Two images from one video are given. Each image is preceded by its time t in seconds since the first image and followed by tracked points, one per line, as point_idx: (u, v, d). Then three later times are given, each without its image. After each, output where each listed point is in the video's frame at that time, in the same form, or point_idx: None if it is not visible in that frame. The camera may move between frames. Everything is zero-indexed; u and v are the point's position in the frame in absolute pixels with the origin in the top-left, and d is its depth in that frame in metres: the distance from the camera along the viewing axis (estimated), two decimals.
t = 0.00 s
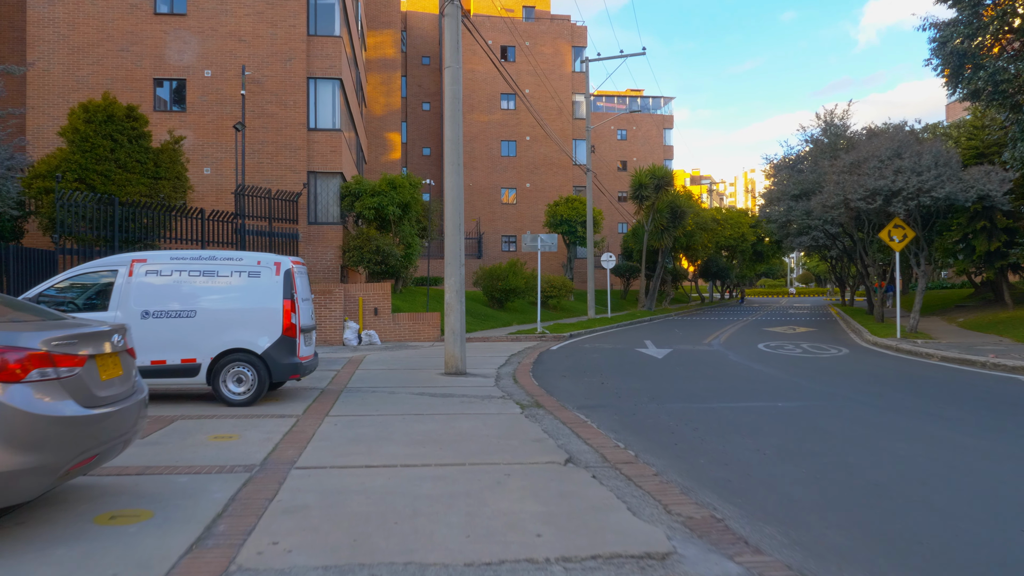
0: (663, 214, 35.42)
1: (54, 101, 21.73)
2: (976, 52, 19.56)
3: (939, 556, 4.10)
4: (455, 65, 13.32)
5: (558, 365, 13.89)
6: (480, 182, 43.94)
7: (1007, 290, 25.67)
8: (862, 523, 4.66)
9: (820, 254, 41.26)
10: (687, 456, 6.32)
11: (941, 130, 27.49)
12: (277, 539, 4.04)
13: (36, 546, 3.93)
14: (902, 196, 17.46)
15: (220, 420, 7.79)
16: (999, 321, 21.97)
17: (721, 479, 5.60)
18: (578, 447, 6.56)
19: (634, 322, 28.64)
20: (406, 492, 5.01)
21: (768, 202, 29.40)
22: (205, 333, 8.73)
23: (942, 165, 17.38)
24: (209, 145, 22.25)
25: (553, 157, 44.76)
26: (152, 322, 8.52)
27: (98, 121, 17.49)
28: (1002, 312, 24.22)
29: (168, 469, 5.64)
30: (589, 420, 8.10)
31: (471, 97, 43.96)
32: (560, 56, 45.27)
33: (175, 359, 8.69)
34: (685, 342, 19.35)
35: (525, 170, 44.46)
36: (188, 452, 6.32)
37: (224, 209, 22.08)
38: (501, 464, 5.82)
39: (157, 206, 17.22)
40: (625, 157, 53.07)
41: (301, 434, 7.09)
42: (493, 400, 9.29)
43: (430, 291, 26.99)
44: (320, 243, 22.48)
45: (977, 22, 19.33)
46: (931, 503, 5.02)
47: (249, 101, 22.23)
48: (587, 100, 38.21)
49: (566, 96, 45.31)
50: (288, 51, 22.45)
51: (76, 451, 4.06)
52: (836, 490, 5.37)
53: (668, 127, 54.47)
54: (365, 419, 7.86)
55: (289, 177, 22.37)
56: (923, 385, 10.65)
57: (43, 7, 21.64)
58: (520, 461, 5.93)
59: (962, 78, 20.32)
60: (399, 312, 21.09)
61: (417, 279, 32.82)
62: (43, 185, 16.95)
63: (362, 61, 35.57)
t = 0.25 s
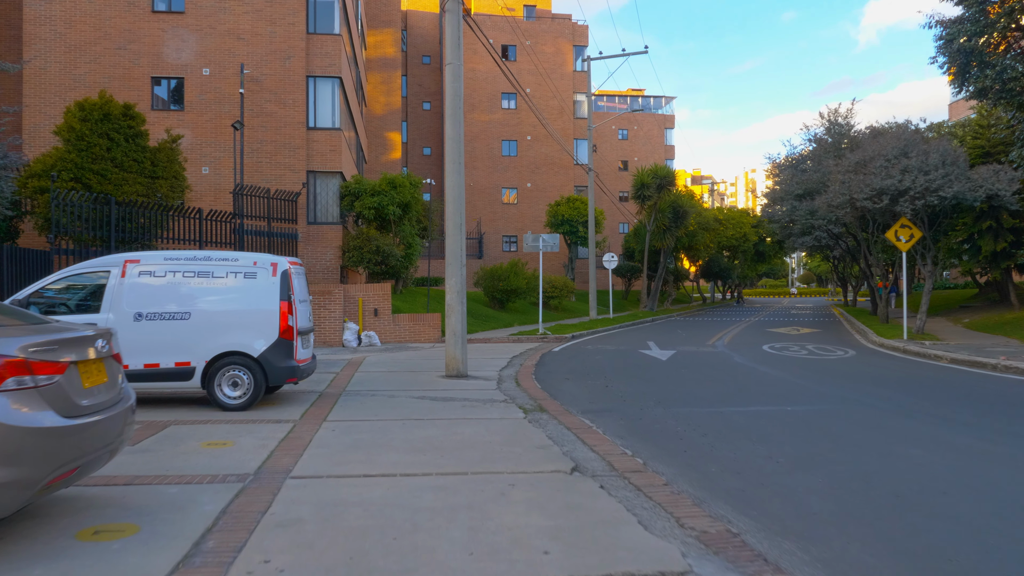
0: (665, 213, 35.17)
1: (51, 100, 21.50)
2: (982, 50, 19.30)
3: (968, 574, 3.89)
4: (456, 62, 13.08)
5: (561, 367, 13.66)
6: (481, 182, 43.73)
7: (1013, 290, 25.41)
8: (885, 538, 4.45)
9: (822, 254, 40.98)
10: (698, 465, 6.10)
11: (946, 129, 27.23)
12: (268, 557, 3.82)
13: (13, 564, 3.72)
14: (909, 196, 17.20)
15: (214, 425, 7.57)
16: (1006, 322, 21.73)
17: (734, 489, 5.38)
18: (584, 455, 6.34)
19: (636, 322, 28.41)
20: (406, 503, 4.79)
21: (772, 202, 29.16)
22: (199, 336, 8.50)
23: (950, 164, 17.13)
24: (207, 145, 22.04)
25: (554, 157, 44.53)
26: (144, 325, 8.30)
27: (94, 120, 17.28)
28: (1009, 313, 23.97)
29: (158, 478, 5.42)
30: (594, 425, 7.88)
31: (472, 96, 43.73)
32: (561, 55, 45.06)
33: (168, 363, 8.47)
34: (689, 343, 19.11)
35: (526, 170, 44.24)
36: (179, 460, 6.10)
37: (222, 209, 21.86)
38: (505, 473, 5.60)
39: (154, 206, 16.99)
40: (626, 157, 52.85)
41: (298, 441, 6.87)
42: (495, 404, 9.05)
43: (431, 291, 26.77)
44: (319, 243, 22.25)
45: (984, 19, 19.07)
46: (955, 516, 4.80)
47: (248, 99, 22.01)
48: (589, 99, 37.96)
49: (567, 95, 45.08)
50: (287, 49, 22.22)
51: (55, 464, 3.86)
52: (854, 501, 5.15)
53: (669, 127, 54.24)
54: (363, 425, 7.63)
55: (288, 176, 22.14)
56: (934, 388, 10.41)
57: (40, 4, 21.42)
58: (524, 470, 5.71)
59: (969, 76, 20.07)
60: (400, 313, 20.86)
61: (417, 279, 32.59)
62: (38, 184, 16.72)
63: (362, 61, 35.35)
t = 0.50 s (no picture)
0: (667, 213, 34.94)
1: (47, 98, 21.29)
2: (989, 47, 19.07)
3: None
4: (456, 59, 12.88)
5: (562, 369, 13.44)
6: (481, 181, 43.52)
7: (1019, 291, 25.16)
8: (907, 550, 4.23)
9: (825, 255, 40.79)
10: (707, 471, 5.90)
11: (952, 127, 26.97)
12: (258, 571, 3.62)
13: None
14: (915, 195, 16.98)
15: (207, 430, 7.36)
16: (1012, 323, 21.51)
17: (746, 499, 5.17)
18: (589, 461, 6.14)
19: (638, 323, 28.24)
20: (404, 513, 4.58)
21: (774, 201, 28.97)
22: (192, 337, 8.28)
23: (957, 163, 16.91)
24: (205, 143, 21.82)
25: (555, 156, 44.31)
26: (136, 325, 8.09)
27: (90, 118, 17.07)
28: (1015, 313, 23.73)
29: (147, 486, 5.21)
30: (598, 429, 7.66)
31: (472, 96, 43.52)
32: (561, 54, 44.86)
33: (161, 365, 8.25)
34: (692, 344, 18.88)
35: (526, 170, 44.01)
36: (169, 466, 5.89)
37: (220, 208, 21.64)
38: (508, 481, 5.39)
39: (150, 205, 16.75)
40: (627, 157, 52.66)
41: (292, 446, 6.65)
42: (496, 407, 8.83)
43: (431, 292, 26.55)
44: (318, 243, 22.02)
45: (991, 16, 18.85)
46: (980, 527, 4.58)
47: (246, 98, 21.79)
48: (590, 98, 37.74)
49: (568, 94, 44.87)
50: (286, 47, 22.01)
51: (30, 474, 3.67)
52: (873, 512, 4.94)
53: (670, 127, 54.05)
54: (361, 429, 7.40)
55: (286, 175, 21.93)
56: (946, 390, 10.18)
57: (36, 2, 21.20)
58: (527, 477, 5.49)
59: (976, 74, 19.84)
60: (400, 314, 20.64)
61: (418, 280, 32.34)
62: (33, 183, 16.50)
63: (362, 60, 35.14)
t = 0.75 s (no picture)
0: (668, 213, 34.70)
1: (42, 96, 21.04)
2: (996, 43, 18.83)
3: None
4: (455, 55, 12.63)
5: (564, 370, 13.19)
6: (481, 181, 43.28)
7: None
8: (931, 567, 4.00)
9: (827, 254, 40.57)
10: (715, 480, 5.67)
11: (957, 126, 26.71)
12: None
13: None
14: (922, 194, 16.76)
15: (197, 435, 7.12)
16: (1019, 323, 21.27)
17: (757, 511, 4.94)
18: (592, 469, 5.90)
19: (639, 323, 28.01)
20: (398, 527, 4.35)
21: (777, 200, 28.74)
22: (182, 339, 8.04)
23: (964, 162, 16.68)
24: (201, 142, 21.58)
25: (556, 155, 44.07)
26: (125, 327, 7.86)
27: (84, 116, 16.83)
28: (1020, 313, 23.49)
29: (130, 497, 4.98)
30: (601, 434, 7.41)
31: (472, 95, 43.27)
32: (562, 53, 44.62)
33: (150, 368, 8.01)
34: (694, 345, 18.63)
35: (527, 169, 43.77)
36: (154, 475, 5.65)
37: (217, 207, 21.40)
38: (508, 491, 5.16)
39: (146, 204, 16.50)
40: (628, 156, 52.42)
41: (284, 453, 6.41)
42: (496, 411, 8.58)
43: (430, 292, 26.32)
44: (316, 243, 21.77)
45: (998, 13, 18.61)
46: (1005, 542, 4.35)
47: (243, 96, 21.54)
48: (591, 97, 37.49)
49: (569, 93, 44.63)
50: (283, 44, 21.76)
51: None
52: (891, 525, 4.70)
53: (671, 126, 53.82)
54: (356, 434, 7.16)
55: (284, 174, 21.68)
56: (957, 393, 9.94)
57: None
58: (527, 486, 5.26)
59: (982, 71, 19.60)
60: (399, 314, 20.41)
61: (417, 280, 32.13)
62: (26, 181, 16.26)
63: (361, 58, 34.89)
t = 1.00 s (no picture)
0: (671, 212, 34.45)
1: (38, 94, 20.82)
2: (1004, 39, 18.57)
3: None
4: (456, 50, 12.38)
5: (566, 372, 12.95)
6: (482, 180, 43.06)
7: None
8: None
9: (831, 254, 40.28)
10: (726, 489, 5.43)
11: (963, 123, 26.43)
12: None
13: None
14: (930, 192, 16.51)
15: (189, 440, 6.89)
16: None
17: (772, 522, 4.70)
18: (598, 477, 5.66)
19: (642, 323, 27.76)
20: (394, 541, 4.11)
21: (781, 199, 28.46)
22: (174, 341, 7.81)
23: (973, 159, 16.42)
24: (199, 141, 21.36)
25: (557, 154, 43.82)
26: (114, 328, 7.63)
27: (79, 114, 16.60)
28: None
29: (113, 507, 4.75)
30: (606, 439, 7.16)
31: (473, 94, 43.04)
32: (564, 52, 44.38)
33: (141, 371, 7.78)
34: (698, 345, 18.38)
35: (529, 168, 43.52)
36: (140, 483, 5.42)
37: (215, 207, 21.17)
38: (510, 501, 4.92)
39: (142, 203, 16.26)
40: (630, 156, 52.17)
41: (277, 459, 6.17)
42: (497, 415, 8.34)
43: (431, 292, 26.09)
44: (316, 242, 21.54)
45: (1007, 8, 18.35)
46: None
47: (241, 94, 21.33)
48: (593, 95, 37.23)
49: (570, 92, 44.37)
50: (282, 42, 21.53)
51: None
52: (913, 538, 4.46)
53: (673, 125, 53.58)
54: (352, 439, 6.92)
55: (283, 173, 21.45)
56: (971, 396, 9.68)
57: None
58: (530, 496, 5.02)
59: (991, 67, 19.34)
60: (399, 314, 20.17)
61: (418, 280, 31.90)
62: (21, 180, 16.03)
63: (362, 57, 34.67)
